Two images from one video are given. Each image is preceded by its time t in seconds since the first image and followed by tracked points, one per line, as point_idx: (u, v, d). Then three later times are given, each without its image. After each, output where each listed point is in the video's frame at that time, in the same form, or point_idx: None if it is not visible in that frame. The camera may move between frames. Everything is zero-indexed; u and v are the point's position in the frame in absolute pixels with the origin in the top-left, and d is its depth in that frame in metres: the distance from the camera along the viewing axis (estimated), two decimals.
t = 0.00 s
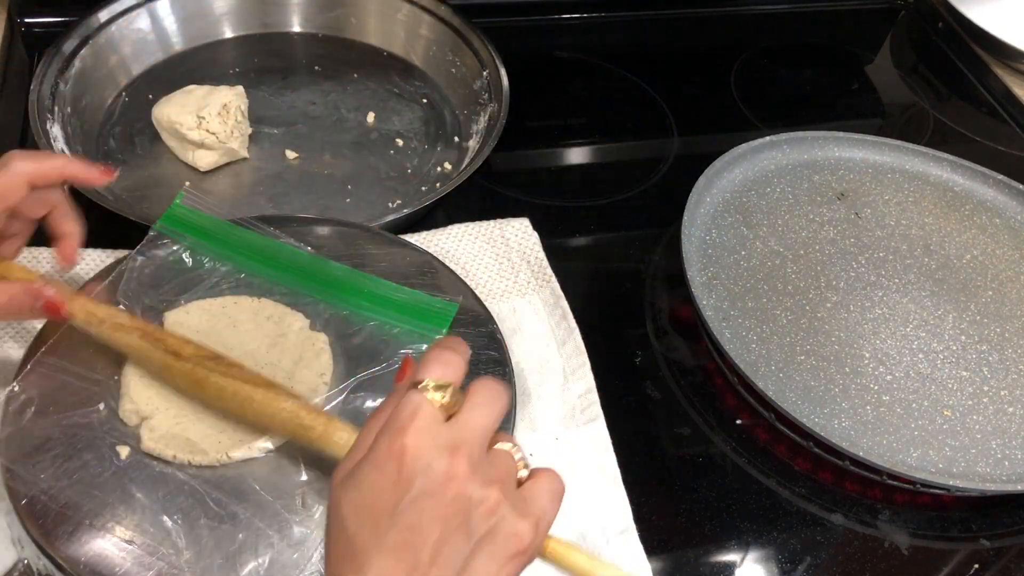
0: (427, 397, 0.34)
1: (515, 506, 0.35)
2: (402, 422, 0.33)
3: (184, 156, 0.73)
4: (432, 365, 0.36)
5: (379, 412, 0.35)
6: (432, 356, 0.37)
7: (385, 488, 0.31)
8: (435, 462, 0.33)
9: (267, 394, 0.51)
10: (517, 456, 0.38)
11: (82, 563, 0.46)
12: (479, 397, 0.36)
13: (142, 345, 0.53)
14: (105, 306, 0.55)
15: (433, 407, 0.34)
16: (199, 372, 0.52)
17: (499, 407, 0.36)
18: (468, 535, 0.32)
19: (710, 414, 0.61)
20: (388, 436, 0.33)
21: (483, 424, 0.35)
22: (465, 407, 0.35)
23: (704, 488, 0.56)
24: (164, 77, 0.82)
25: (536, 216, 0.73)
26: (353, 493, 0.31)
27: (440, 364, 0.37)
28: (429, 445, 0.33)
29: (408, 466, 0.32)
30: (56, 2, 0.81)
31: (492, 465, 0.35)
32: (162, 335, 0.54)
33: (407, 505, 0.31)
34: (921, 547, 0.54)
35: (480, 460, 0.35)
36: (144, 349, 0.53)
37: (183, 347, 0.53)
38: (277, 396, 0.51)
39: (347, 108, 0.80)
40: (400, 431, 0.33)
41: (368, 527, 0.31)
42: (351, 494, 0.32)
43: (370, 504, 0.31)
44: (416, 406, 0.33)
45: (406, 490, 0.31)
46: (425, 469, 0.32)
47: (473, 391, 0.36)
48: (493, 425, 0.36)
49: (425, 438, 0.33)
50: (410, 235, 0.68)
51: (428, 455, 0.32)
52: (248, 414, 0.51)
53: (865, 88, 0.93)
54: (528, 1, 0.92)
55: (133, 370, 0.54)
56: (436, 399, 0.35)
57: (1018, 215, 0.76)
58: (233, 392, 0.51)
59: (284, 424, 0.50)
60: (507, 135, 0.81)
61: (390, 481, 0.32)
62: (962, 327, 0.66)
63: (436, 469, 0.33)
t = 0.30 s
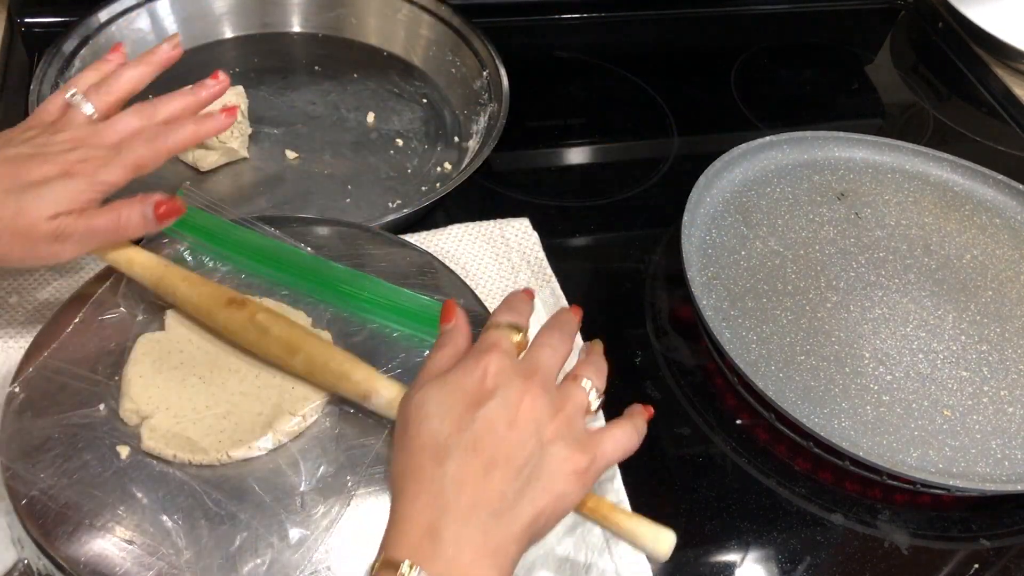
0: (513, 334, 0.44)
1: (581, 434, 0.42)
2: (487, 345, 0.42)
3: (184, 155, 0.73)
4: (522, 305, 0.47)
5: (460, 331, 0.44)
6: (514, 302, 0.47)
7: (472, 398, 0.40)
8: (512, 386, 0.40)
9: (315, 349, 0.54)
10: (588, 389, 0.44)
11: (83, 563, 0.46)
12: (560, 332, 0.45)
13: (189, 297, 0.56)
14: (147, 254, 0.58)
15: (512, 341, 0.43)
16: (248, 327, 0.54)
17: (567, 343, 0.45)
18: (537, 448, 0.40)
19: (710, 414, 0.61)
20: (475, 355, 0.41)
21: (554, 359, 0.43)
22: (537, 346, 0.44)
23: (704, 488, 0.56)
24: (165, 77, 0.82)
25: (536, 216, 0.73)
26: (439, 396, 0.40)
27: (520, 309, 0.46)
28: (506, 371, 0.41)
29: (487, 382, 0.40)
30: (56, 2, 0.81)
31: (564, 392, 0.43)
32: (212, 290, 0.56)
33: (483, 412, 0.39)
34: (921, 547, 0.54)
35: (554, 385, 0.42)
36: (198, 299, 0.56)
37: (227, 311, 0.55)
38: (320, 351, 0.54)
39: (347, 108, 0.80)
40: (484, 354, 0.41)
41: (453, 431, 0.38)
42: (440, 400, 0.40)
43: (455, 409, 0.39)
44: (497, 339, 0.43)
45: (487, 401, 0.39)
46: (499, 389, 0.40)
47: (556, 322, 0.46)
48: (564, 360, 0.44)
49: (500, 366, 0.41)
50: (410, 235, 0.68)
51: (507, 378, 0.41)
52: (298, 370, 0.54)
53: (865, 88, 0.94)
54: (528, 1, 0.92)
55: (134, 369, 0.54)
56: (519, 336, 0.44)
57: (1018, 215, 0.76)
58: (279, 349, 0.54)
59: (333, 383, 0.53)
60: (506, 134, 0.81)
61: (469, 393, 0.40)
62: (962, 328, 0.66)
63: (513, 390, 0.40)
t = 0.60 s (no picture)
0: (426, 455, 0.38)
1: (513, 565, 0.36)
2: (396, 482, 0.37)
3: (183, 156, 0.73)
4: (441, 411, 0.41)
5: (363, 455, 0.38)
6: (432, 409, 0.41)
7: (382, 548, 0.35)
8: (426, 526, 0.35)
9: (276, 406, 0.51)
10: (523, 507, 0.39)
11: (83, 563, 0.46)
12: (484, 442, 0.40)
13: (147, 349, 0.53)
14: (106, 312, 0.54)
15: (427, 464, 0.38)
16: (206, 377, 0.52)
17: (493, 451, 0.39)
18: None
19: (710, 414, 0.61)
20: (383, 494, 0.36)
21: (476, 484, 0.38)
22: (457, 463, 0.38)
23: (703, 488, 0.56)
24: (164, 77, 0.82)
25: (536, 216, 0.73)
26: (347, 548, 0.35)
27: (439, 416, 0.41)
28: (421, 506, 0.36)
29: (397, 526, 0.35)
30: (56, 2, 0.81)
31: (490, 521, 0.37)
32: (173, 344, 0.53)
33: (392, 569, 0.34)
34: (921, 547, 0.54)
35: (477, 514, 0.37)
36: (153, 351, 0.53)
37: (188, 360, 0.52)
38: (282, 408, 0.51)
39: (347, 108, 0.80)
40: (392, 495, 0.36)
41: None
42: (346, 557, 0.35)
43: (364, 561, 0.34)
44: (409, 469, 0.37)
45: (397, 550, 0.34)
46: (411, 532, 0.35)
47: (480, 428, 0.40)
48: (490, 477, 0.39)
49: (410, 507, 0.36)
50: (411, 235, 0.68)
51: (422, 517, 0.36)
52: (253, 427, 0.50)
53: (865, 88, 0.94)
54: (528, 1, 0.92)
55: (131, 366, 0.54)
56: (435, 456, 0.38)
57: (1018, 215, 0.76)
58: (237, 403, 0.51)
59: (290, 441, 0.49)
60: (506, 135, 0.81)
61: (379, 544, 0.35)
62: (962, 327, 0.66)
63: (427, 532, 0.35)
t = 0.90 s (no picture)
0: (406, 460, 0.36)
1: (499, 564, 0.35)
2: (371, 484, 0.35)
3: (183, 156, 0.73)
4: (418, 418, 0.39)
5: (352, 451, 0.37)
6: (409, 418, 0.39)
7: (357, 558, 0.34)
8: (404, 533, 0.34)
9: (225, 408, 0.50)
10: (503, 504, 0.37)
11: (83, 563, 0.46)
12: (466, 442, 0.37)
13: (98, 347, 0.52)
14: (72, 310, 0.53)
15: (406, 465, 0.36)
16: (155, 377, 0.51)
17: (478, 460, 0.37)
18: None
19: (710, 414, 0.61)
20: (361, 497, 0.35)
21: (459, 480, 0.36)
22: (441, 462, 0.36)
23: (703, 488, 0.56)
24: (164, 77, 0.82)
25: (536, 216, 0.73)
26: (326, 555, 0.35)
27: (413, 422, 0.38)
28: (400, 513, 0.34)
29: (370, 537, 0.34)
30: (56, 2, 0.81)
31: (471, 520, 0.36)
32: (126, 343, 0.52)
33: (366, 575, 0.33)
34: (921, 547, 0.54)
35: (459, 517, 0.35)
36: (106, 351, 0.52)
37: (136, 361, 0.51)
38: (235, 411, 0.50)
39: (347, 108, 0.80)
40: (370, 496, 0.35)
41: None
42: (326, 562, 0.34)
43: (344, 566, 0.34)
44: (387, 467, 0.35)
45: (376, 557, 0.33)
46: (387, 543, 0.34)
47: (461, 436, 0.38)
48: (475, 477, 0.37)
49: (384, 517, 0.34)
50: (410, 235, 0.68)
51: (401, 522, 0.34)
52: (209, 425, 0.50)
53: (865, 88, 0.94)
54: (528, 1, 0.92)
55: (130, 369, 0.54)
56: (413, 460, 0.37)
57: (1018, 215, 0.76)
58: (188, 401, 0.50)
59: (240, 446, 0.49)
60: (506, 135, 0.81)
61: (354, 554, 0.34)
62: (962, 327, 0.66)
63: (407, 537, 0.34)
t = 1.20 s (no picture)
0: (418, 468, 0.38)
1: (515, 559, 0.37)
2: (389, 490, 0.37)
3: (183, 156, 0.73)
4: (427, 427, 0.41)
5: (364, 464, 0.39)
6: (412, 423, 0.42)
7: (382, 553, 0.35)
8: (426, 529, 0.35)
9: (252, 399, 0.52)
10: (521, 503, 0.39)
11: (82, 563, 0.46)
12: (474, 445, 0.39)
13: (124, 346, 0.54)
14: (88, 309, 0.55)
15: (416, 470, 0.38)
16: (193, 378, 0.53)
17: (483, 451, 0.39)
18: None
19: (710, 414, 0.61)
20: (380, 499, 0.37)
21: (471, 476, 0.38)
22: (448, 465, 0.38)
23: (703, 488, 0.56)
24: (164, 77, 0.82)
25: (536, 216, 0.73)
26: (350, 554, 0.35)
27: (418, 428, 0.41)
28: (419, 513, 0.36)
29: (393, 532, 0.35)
30: (56, 3, 0.81)
31: (489, 515, 0.37)
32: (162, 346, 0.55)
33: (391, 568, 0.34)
34: (921, 547, 0.54)
35: (475, 512, 0.37)
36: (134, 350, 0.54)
37: (159, 360, 0.53)
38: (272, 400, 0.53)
39: (348, 108, 0.80)
40: (385, 501, 0.36)
41: None
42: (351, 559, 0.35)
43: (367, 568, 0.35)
44: (403, 471, 0.38)
45: (398, 556, 0.35)
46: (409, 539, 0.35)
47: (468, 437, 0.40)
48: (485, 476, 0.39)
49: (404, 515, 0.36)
50: (411, 235, 0.68)
51: (415, 520, 0.35)
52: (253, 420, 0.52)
53: (866, 88, 0.93)
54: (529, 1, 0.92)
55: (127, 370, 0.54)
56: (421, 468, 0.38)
57: (1018, 215, 0.76)
58: (230, 396, 0.52)
59: (284, 430, 0.51)
60: (506, 135, 0.81)
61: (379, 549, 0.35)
62: (962, 327, 0.66)
63: (424, 533, 0.35)
